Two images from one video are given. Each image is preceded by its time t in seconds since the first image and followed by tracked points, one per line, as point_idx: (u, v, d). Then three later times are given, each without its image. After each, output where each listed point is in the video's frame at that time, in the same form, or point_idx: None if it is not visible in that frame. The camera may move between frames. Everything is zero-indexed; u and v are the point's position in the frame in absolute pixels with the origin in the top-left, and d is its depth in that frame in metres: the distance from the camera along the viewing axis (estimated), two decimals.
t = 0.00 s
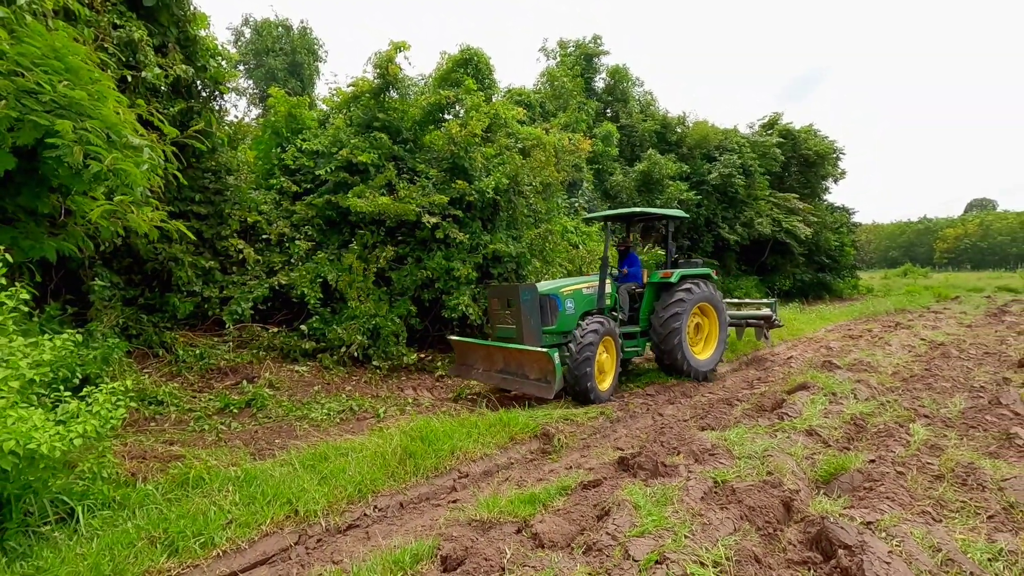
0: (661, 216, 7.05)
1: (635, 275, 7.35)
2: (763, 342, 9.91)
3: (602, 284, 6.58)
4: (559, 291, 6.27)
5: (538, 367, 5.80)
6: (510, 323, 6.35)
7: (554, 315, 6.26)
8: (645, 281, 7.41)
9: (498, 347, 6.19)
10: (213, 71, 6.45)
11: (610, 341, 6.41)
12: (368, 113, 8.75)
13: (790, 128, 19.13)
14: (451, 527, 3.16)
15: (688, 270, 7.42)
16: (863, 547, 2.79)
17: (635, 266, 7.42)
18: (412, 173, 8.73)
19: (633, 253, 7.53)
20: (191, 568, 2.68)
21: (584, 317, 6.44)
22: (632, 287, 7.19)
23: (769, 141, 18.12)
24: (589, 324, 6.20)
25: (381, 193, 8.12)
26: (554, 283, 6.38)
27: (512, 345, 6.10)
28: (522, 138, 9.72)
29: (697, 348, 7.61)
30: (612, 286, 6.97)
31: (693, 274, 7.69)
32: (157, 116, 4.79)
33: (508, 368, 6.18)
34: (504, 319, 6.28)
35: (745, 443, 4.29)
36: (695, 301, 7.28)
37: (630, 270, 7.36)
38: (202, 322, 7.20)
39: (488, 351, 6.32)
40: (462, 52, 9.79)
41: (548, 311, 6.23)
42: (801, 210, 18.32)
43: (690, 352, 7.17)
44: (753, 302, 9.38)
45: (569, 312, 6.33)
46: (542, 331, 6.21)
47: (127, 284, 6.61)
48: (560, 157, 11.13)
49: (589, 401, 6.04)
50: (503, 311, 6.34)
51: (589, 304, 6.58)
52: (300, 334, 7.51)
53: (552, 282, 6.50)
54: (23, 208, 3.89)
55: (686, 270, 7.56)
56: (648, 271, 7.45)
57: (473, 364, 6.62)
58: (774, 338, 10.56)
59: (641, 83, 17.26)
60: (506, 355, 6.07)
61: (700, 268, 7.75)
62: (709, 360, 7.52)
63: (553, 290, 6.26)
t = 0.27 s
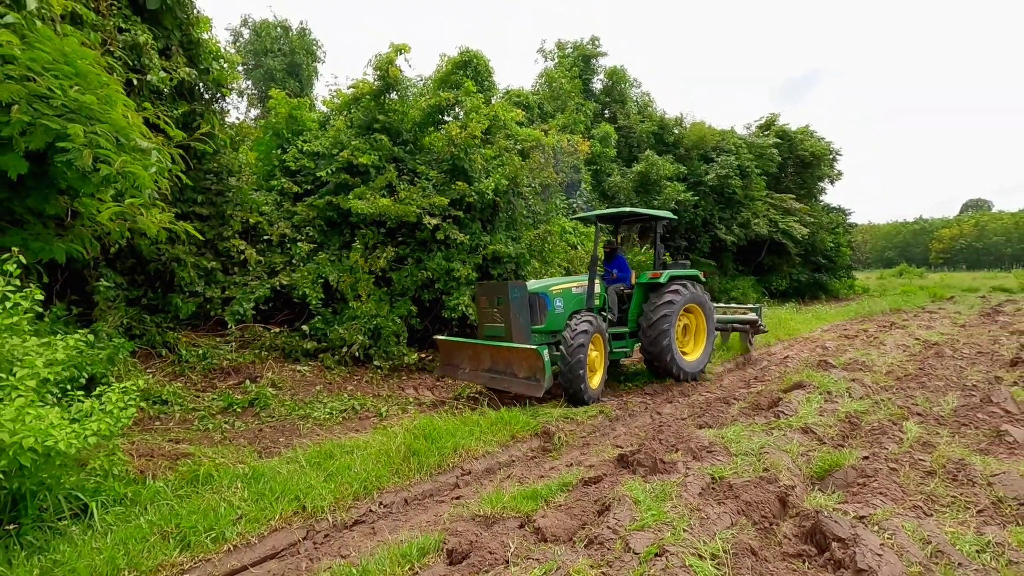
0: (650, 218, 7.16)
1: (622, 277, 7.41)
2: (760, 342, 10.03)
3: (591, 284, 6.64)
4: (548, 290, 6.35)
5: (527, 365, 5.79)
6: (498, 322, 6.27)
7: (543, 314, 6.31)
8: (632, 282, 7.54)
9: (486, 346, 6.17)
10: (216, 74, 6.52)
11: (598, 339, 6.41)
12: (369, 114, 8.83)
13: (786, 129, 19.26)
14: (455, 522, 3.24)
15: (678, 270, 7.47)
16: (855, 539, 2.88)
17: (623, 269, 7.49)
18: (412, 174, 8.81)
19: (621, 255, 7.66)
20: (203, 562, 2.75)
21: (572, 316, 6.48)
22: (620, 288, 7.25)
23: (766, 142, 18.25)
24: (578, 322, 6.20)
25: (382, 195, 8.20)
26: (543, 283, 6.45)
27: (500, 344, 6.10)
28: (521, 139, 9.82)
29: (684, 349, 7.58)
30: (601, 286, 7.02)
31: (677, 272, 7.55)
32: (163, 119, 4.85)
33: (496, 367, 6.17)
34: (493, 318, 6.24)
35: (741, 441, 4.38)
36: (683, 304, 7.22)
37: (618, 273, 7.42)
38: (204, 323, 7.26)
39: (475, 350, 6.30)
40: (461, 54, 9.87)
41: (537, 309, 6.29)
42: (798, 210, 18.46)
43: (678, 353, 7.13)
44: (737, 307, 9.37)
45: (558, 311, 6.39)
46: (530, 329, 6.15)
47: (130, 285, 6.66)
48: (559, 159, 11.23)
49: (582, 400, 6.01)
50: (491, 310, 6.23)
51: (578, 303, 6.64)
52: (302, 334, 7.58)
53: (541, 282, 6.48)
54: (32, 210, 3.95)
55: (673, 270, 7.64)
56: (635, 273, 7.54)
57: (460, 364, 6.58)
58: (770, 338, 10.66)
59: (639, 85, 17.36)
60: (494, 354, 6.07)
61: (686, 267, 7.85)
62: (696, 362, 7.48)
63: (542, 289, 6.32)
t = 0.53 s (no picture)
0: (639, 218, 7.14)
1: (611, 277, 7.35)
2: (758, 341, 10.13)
3: (582, 283, 6.64)
4: (539, 289, 6.36)
5: (520, 365, 5.71)
6: (488, 322, 6.23)
7: (533, 313, 6.32)
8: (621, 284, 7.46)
9: (475, 348, 6.10)
10: (221, 76, 6.59)
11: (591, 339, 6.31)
12: (371, 116, 8.92)
13: (785, 130, 19.37)
14: (462, 515, 3.32)
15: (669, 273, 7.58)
16: (851, 531, 2.97)
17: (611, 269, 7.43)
18: (414, 175, 8.89)
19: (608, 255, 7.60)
20: (217, 554, 2.82)
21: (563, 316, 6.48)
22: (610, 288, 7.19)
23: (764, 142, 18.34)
24: (570, 323, 6.10)
25: (385, 195, 8.28)
26: (534, 282, 6.46)
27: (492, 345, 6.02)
28: (522, 140, 9.91)
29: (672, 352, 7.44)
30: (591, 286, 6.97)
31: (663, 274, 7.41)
32: (172, 122, 4.93)
33: (487, 368, 6.08)
34: (483, 317, 6.24)
35: (740, 437, 4.47)
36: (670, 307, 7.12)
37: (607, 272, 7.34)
38: (209, 322, 7.34)
39: (464, 351, 6.22)
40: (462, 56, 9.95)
41: (528, 309, 6.30)
42: (796, 211, 18.57)
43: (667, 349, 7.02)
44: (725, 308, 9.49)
45: (549, 311, 6.40)
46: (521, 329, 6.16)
47: (136, 285, 6.73)
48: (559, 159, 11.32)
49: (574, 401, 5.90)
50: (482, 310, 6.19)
51: (569, 304, 6.65)
52: (305, 334, 7.66)
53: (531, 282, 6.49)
54: (44, 210, 4.01)
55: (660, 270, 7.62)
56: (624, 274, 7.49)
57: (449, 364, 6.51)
58: (769, 337, 10.77)
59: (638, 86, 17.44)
60: (486, 355, 5.98)
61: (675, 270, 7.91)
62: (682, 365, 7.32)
63: (533, 288, 6.34)
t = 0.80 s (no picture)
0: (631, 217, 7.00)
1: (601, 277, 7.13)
2: (761, 341, 10.19)
3: (575, 283, 6.44)
4: (532, 288, 6.13)
5: (512, 368, 5.33)
6: (478, 322, 5.94)
7: (525, 313, 6.09)
8: (612, 284, 7.25)
9: (465, 347, 5.74)
10: (229, 78, 6.67)
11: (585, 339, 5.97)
12: (376, 116, 9.00)
13: (788, 129, 19.40)
14: (469, 509, 3.38)
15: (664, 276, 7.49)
16: (852, 524, 3.03)
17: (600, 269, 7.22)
18: (418, 175, 8.96)
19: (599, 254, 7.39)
20: (232, 546, 2.89)
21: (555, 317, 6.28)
22: (601, 289, 6.98)
23: (767, 142, 18.37)
24: (560, 323, 5.73)
25: (390, 195, 8.36)
26: (526, 280, 6.23)
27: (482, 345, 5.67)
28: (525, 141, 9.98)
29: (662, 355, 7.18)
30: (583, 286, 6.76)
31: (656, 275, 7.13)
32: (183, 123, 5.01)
33: (477, 370, 5.70)
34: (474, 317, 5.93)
35: (743, 434, 4.53)
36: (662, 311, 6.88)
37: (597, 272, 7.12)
38: (216, 321, 7.41)
39: (453, 352, 5.84)
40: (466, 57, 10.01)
41: (520, 309, 6.06)
42: (799, 210, 18.62)
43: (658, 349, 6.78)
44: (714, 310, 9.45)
45: (541, 311, 6.18)
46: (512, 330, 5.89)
47: (145, 284, 6.80)
48: (562, 159, 11.39)
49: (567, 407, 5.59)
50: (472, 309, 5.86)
51: (561, 303, 6.43)
52: (311, 333, 7.73)
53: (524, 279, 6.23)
54: (59, 210, 4.08)
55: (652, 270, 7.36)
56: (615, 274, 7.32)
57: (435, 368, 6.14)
58: (771, 336, 10.83)
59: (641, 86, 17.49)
60: (476, 356, 5.61)
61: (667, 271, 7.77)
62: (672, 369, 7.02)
63: (526, 287, 6.11)
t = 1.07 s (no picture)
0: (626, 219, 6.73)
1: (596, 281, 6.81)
2: (768, 341, 10.19)
3: (567, 289, 6.25)
4: (522, 294, 5.99)
5: (500, 383, 5.07)
6: (465, 330, 5.85)
7: (514, 321, 5.92)
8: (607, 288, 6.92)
9: (453, 359, 5.53)
10: (240, 81, 6.75)
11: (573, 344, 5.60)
12: (384, 118, 9.10)
13: (796, 129, 19.34)
14: (476, 506, 3.42)
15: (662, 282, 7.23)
16: (855, 523, 3.06)
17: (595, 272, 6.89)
18: (426, 176, 9.06)
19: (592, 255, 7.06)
20: (244, 540, 2.95)
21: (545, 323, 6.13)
22: (595, 293, 6.68)
23: (774, 142, 18.34)
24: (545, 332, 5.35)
25: (398, 196, 8.45)
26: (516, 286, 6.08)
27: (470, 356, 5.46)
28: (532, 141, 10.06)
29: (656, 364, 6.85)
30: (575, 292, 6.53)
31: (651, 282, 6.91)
32: (195, 126, 5.09)
33: (464, 383, 5.47)
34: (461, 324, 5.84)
35: (748, 433, 4.56)
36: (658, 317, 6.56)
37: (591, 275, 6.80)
38: (227, 321, 7.51)
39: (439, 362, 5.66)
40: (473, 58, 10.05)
41: (509, 316, 5.92)
42: (807, 210, 18.56)
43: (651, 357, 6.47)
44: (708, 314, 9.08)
45: (530, 318, 6.04)
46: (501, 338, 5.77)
47: (157, 284, 6.89)
48: (569, 160, 11.44)
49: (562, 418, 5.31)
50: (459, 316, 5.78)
51: (552, 310, 6.28)
52: (320, 333, 7.81)
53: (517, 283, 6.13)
54: (75, 213, 4.16)
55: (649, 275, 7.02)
56: (610, 279, 7.06)
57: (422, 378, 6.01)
58: (779, 336, 10.83)
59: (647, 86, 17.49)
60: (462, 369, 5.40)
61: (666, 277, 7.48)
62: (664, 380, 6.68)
63: (515, 293, 5.96)
